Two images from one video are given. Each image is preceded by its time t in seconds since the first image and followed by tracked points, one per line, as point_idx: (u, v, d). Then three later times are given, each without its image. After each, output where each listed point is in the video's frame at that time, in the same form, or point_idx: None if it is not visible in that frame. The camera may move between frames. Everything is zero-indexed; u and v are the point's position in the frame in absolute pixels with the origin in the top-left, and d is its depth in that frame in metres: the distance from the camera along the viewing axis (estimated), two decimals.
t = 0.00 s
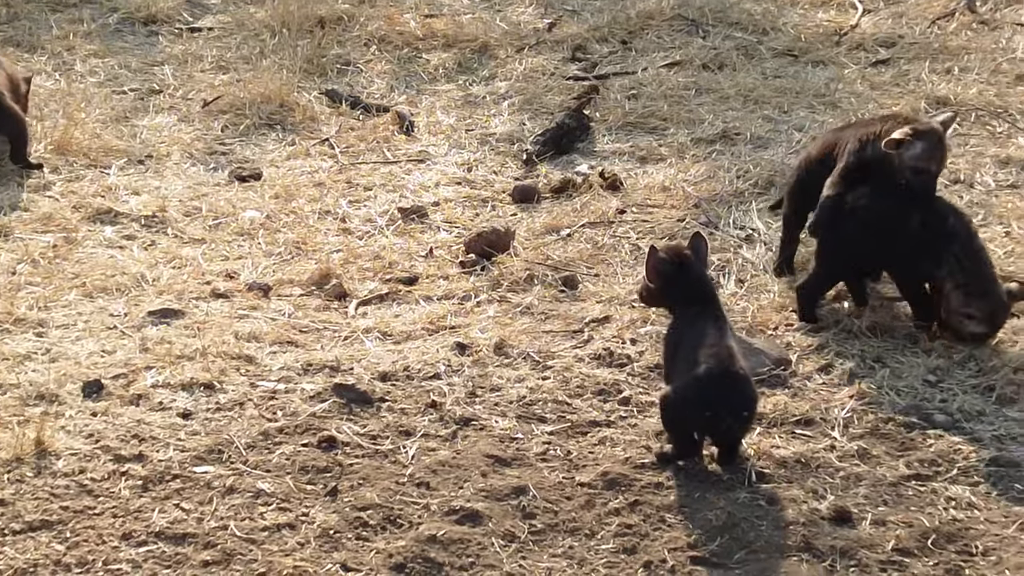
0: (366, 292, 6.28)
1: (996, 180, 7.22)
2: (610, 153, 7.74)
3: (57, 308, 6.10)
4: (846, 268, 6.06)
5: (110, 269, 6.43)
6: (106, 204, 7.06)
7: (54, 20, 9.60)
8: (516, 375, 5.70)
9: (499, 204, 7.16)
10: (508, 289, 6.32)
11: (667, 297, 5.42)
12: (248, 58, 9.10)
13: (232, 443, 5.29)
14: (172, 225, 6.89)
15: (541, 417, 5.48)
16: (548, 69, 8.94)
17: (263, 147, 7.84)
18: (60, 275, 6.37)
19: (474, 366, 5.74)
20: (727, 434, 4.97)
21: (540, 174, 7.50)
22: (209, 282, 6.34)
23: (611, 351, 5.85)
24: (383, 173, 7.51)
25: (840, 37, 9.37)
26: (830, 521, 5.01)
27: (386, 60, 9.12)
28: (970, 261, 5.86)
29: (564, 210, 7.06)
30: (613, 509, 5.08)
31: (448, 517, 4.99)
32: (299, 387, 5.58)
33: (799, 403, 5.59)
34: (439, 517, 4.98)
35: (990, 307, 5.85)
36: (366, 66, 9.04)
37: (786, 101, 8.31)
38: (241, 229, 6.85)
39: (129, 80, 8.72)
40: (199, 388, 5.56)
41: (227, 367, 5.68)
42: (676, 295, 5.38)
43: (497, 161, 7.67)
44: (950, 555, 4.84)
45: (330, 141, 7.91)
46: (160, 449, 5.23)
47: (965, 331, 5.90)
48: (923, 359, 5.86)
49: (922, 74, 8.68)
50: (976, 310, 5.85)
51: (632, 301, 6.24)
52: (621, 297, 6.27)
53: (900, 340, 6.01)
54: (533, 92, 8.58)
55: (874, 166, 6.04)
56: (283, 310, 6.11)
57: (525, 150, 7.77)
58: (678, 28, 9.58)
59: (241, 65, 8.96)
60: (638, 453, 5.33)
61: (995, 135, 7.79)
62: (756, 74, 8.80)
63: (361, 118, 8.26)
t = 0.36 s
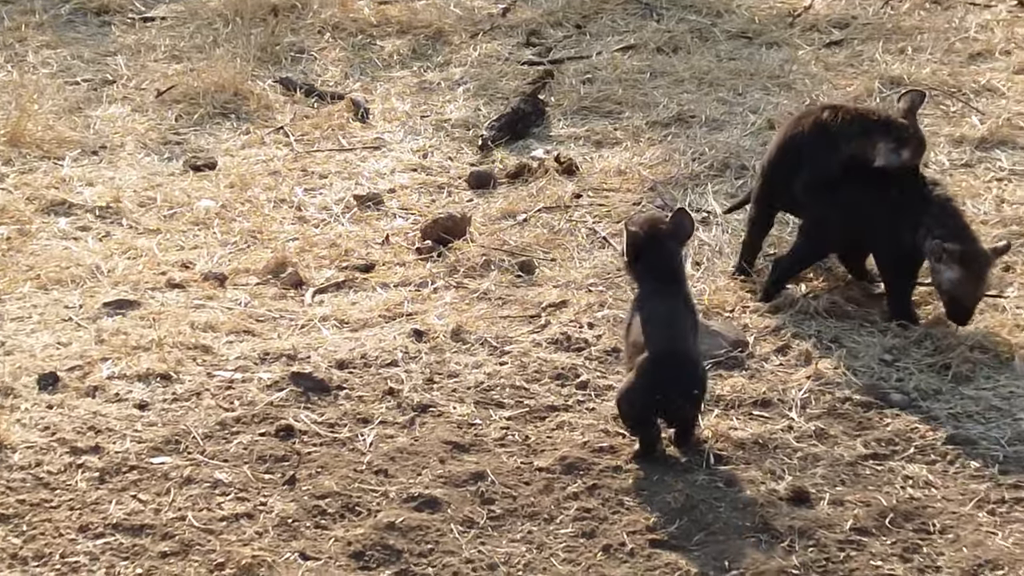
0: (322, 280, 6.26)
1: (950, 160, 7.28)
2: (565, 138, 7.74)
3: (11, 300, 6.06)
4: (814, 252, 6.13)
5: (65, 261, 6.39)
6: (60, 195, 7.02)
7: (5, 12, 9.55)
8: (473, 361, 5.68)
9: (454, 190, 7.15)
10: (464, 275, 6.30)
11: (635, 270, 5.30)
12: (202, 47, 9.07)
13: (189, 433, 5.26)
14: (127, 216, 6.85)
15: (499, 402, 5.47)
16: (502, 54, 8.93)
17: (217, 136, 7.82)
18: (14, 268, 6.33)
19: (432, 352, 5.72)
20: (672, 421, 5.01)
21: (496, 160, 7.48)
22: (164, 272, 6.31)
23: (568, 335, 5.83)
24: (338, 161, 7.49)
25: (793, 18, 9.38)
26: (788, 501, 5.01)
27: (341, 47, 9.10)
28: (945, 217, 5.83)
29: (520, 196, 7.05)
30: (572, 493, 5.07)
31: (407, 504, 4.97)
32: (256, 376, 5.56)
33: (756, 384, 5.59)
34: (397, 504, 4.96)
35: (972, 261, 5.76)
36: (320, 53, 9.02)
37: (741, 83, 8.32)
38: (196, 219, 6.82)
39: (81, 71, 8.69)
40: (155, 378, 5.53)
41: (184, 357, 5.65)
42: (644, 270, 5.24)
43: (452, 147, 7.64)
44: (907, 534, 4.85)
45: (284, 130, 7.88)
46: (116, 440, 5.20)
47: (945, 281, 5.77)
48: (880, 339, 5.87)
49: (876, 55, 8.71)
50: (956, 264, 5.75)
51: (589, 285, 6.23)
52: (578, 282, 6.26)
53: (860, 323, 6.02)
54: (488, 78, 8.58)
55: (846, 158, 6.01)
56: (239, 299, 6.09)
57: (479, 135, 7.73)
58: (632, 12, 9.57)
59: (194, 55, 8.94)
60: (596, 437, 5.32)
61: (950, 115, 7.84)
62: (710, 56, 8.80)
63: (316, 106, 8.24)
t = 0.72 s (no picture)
0: (258, 260, 6.25)
1: (881, 127, 7.39)
2: (498, 113, 7.74)
3: None
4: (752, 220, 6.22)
5: None
6: None
7: None
8: (412, 338, 5.67)
9: (389, 167, 7.13)
10: (400, 252, 6.30)
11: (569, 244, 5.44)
12: (132, 29, 9.09)
13: (127, 417, 5.23)
14: (60, 200, 6.80)
15: (438, 378, 5.46)
16: (434, 30, 9.00)
17: (149, 118, 7.77)
18: None
19: (370, 331, 5.71)
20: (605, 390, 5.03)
21: (430, 136, 7.45)
22: (99, 256, 6.27)
23: (506, 310, 5.84)
24: (271, 141, 7.46)
25: None
26: (728, 470, 5.02)
27: (272, 26, 9.10)
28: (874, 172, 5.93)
29: (454, 171, 7.05)
30: (512, 467, 5.07)
31: (347, 482, 4.95)
32: (194, 358, 5.53)
33: (693, 354, 5.61)
34: (338, 483, 4.94)
35: (901, 212, 5.85)
36: (250, 33, 9.03)
37: (672, 54, 8.38)
38: (130, 202, 6.78)
39: (10, 56, 8.67)
40: (92, 362, 5.50)
41: (120, 341, 5.62)
42: (577, 242, 5.38)
43: (386, 125, 7.63)
44: (846, 499, 4.87)
45: (217, 110, 7.85)
46: (53, 426, 5.15)
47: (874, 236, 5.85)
48: (816, 306, 5.91)
49: (806, 23, 8.78)
50: (883, 213, 5.83)
51: (525, 260, 6.24)
52: (514, 256, 6.28)
53: (801, 292, 6.04)
54: (420, 54, 8.60)
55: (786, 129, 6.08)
56: (175, 282, 6.06)
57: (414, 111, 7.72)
58: None
59: (124, 37, 8.94)
60: (536, 411, 5.33)
61: (880, 82, 7.94)
62: (641, 27, 8.91)
63: (248, 86, 8.23)
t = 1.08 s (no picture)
0: (196, 246, 6.22)
1: (815, 100, 7.47)
2: (433, 93, 7.73)
3: None
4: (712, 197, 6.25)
5: None
6: None
7: None
8: (352, 320, 5.67)
9: (325, 149, 7.11)
10: (339, 235, 6.28)
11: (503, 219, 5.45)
12: (63, 15, 9.04)
13: (68, 407, 5.19)
14: None
15: (379, 359, 5.46)
16: (368, 11, 8.99)
17: (82, 105, 7.72)
18: None
19: (310, 314, 5.70)
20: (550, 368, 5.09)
21: (366, 118, 7.43)
22: (35, 245, 6.23)
23: (445, 290, 5.85)
24: (206, 126, 7.43)
25: None
26: (670, 445, 5.03)
27: (205, 10, 9.08)
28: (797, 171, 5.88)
29: (390, 152, 7.03)
30: (455, 448, 5.07)
31: (290, 466, 4.94)
32: (133, 345, 5.51)
33: (633, 330, 5.62)
34: (281, 467, 4.93)
35: (812, 214, 5.77)
36: (183, 17, 9.01)
37: (606, 31, 8.44)
38: (65, 190, 6.74)
39: None
40: (30, 352, 5.46)
41: (58, 330, 5.59)
42: (512, 217, 5.39)
43: (321, 107, 7.60)
44: (788, 471, 4.88)
45: (151, 96, 7.81)
46: None
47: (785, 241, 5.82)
48: (754, 280, 5.95)
49: None
50: (793, 218, 5.79)
51: (464, 239, 6.25)
52: (452, 236, 6.28)
53: (744, 267, 6.06)
54: (354, 35, 8.58)
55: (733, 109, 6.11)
56: (113, 269, 6.03)
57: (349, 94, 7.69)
58: None
59: (55, 23, 8.90)
60: (477, 390, 5.34)
61: (814, 54, 8.08)
62: (576, 4, 8.92)
63: (182, 71, 8.19)
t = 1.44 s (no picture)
0: (130, 247, 6.19)
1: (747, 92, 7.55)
2: (366, 90, 7.71)
3: None
4: (668, 197, 6.19)
5: None
6: None
7: None
8: (288, 319, 5.66)
9: (258, 148, 7.08)
10: (274, 233, 6.28)
11: (437, 217, 5.45)
12: None
13: (2, 412, 5.15)
14: None
15: (316, 358, 5.46)
16: (299, 10, 9.02)
17: (13, 107, 7.65)
18: None
19: (246, 313, 5.69)
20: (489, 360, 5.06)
21: (298, 115, 7.43)
22: None
23: (381, 288, 5.86)
24: (138, 127, 7.38)
25: None
26: (608, 438, 5.02)
27: (136, 12, 9.08)
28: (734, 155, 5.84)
29: (323, 150, 7.02)
30: (394, 444, 5.06)
31: (229, 466, 4.91)
32: (68, 348, 5.49)
33: (570, 323, 5.64)
34: (219, 468, 4.90)
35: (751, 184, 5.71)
36: (113, 19, 9.00)
37: (538, 26, 8.50)
38: None
39: None
40: None
41: None
42: (445, 214, 5.39)
43: (254, 106, 7.57)
44: (725, 462, 4.89)
45: (82, 97, 7.76)
46: None
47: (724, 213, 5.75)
48: (689, 272, 5.98)
49: None
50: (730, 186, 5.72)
51: (399, 236, 6.26)
52: (387, 233, 6.29)
53: (682, 260, 6.08)
54: (285, 34, 8.58)
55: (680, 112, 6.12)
56: (47, 272, 6.00)
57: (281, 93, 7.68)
58: None
59: None
60: (415, 387, 5.33)
61: (746, 46, 8.21)
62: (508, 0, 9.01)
63: (113, 72, 8.15)
